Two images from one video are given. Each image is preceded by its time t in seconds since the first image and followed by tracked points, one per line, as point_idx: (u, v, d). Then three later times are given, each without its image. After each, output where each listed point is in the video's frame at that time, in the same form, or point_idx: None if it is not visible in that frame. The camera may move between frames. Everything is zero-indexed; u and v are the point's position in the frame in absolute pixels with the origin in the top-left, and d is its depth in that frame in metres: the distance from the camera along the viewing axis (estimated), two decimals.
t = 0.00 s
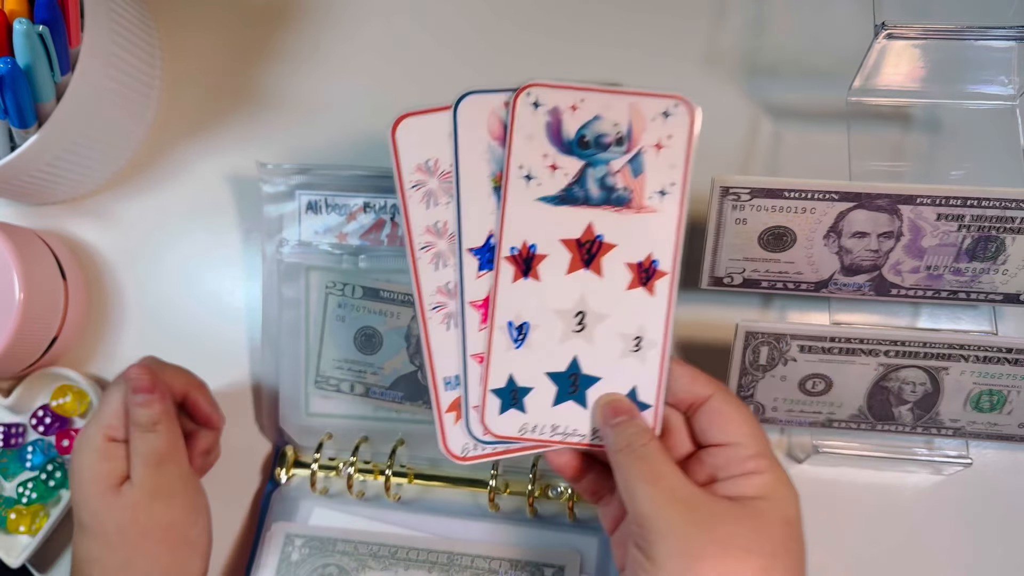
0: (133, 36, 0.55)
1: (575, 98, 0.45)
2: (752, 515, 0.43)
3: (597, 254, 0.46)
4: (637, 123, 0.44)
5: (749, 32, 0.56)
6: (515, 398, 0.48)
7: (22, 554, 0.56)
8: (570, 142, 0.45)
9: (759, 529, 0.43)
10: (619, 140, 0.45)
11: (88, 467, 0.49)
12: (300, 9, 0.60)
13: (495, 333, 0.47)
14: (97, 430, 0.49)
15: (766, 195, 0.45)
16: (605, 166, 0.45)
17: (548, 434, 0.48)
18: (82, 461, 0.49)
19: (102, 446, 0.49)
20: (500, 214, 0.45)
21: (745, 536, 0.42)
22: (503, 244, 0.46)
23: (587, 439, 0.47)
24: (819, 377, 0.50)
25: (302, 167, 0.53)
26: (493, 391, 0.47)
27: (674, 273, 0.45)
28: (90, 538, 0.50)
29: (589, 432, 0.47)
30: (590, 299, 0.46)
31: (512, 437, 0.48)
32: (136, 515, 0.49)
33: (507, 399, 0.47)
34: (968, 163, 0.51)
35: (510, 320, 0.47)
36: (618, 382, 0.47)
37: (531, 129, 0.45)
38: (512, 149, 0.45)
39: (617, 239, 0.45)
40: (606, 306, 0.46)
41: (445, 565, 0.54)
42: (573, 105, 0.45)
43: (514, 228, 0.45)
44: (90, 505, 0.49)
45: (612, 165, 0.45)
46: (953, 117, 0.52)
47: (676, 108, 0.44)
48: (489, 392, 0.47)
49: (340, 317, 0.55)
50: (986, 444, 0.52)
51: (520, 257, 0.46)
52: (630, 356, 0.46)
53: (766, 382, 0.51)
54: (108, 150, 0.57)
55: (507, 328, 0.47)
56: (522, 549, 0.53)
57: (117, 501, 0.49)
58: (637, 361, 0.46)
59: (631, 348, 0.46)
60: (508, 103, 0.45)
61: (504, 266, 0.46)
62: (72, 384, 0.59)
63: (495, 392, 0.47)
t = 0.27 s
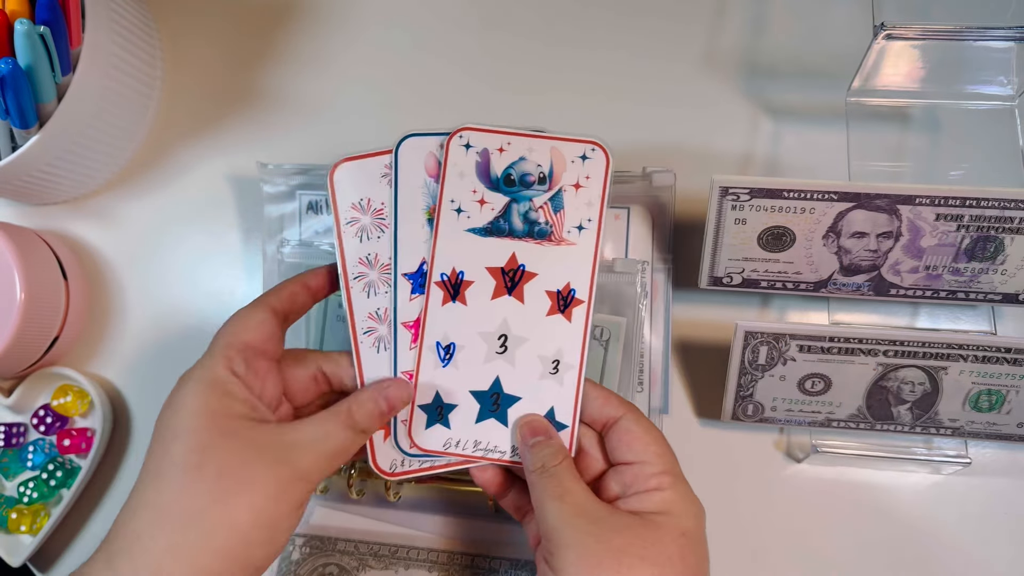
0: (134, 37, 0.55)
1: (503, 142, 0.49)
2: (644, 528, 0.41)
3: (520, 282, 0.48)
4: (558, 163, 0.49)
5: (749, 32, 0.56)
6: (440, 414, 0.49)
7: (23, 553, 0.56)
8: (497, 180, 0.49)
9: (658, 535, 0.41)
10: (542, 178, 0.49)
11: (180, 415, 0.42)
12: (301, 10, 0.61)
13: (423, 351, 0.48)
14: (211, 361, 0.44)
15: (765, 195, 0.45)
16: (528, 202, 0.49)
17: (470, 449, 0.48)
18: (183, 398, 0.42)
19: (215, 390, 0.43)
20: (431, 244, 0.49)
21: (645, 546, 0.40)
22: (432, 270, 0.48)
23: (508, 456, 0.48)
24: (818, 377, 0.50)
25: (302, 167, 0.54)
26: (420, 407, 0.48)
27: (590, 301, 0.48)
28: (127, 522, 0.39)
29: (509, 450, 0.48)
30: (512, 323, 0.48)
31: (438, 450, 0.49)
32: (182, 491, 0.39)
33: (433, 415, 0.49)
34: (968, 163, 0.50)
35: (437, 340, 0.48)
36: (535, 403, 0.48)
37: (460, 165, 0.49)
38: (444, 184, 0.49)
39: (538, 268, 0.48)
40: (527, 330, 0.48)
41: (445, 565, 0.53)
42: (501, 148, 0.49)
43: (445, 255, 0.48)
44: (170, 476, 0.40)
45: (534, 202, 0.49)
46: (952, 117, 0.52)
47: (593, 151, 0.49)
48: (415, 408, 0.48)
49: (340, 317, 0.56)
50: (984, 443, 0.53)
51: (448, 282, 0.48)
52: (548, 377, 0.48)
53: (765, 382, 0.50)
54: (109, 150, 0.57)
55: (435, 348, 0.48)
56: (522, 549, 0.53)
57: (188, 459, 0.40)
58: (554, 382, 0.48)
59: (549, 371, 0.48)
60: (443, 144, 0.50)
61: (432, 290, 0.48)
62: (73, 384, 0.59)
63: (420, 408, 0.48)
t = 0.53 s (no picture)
0: (134, 37, 0.55)
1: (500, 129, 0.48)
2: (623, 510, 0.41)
3: (521, 269, 0.48)
4: (555, 150, 0.47)
5: (749, 32, 0.56)
6: (448, 398, 0.49)
7: (23, 553, 0.56)
8: (496, 168, 0.48)
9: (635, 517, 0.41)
10: (540, 165, 0.47)
11: (211, 363, 0.46)
12: (301, 10, 0.61)
13: (430, 338, 0.49)
14: (245, 323, 0.48)
15: (765, 195, 0.45)
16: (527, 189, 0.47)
17: (477, 431, 0.49)
18: (216, 348, 0.47)
19: (244, 347, 0.47)
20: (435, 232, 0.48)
21: (618, 527, 0.41)
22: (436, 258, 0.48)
23: (514, 437, 0.49)
24: (818, 377, 0.50)
25: (303, 167, 0.54)
26: (430, 391, 0.49)
27: (589, 286, 0.48)
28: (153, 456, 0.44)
29: (515, 431, 0.49)
30: (513, 310, 0.48)
31: (444, 432, 0.50)
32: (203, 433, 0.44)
33: (440, 399, 0.49)
34: (968, 163, 0.50)
35: (443, 327, 0.48)
36: (539, 385, 0.49)
37: (460, 155, 0.48)
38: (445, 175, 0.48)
39: (538, 255, 0.48)
40: (528, 315, 0.48)
41: (445, 565, 0.53)
42: (497, 136, 0.48)
43: (450, 244, 0.48)
44: (196, 417, 0.44)
45: (533, 189, 0.48)
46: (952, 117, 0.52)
47: (590, 138, 0.47)
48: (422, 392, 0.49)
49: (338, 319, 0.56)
50: (984, 443, 0.53)
51: (451, 271, 0.48)
52: (550, 361, 0.48)
53: (765, 382, 0.50)
54: (110, 150, 0.57)
55: (441, 335, 0.48)
56: (522, 549, 0.53)
57: (213, 404, 0.45)
58: (555, 366, 0.48)
59: (551, 354, 0.48)
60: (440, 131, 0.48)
61: (437, 278, 0.48)
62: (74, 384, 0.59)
63: (427, 392, 0.49)
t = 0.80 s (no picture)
0: (134, 37, 0.55)
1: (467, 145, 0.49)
2: (589, 503, 0.41)
3: (496, 279, 0.49)
4: (520, 162, 0.48)
5: (749, 31, 0.56)
6: (436, 405, 0.50)
7: (23, 554, 0.56)
8: (465, 183, 0.49)
9: (599, 509, 0.41)
10: (507, 178, 0.49)
11: (220, 362, 0.45)
12: (301, 10, 0.61)
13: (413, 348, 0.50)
14: (255, 321, 0.47)
15: (765, 195, 0.45)
16: (496, 203, 0.49)
17: (467, 435, 0.50)
18: (225, 347, 0.46)
19: (256, 344, 0.46)
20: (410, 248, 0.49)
21: (587, 519, 0.41)
22: (413, 274, 0.49)
23: (503, 439, 0.50)
24: (818, 377, 0.50)
25: (303, 167, 0.53)
26: (416, 400, 0.50)
27: (565, 292, 0.48)
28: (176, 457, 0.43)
29: (503, 433, 0.50)
30: (492, 318, 0.49)
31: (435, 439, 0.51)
32: (226, 431, 0.43)
33: (429, 406, 0.50)
34: (967, 163, 0.50)
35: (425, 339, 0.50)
36: (523, 390, 0.49)
37: (430, 172, 0.49)
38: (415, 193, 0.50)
39: (512, 264, 0.48)
40: (507, 323, 0.49)
41: (445, 565, 0.54)
42: (465, 152, 0.49)
43: (426, 259, 0.49)
44: (216, 416, 0.43)
45: (502, 202, 0.49)
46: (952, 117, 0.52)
47: (554, 149, 0.48)
48: (412, 401, 0.50)
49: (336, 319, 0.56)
50: (984, 443, 0.53)
51: (430, 284, 0.49)
52: (531, 366, 0.49)
53: (765, 382, 0.50)
54: (110, 150, 0.57)
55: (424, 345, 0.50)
56: (522, 549, 0.53)
57: (232, 403, 0.43)
58: (537, 370, 0.49)
59: (532, 359, 0.49)
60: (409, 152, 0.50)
61: (416, 293, 0.49)
62: (73, 384, 0.59)
63: (417, 401, 0.50)
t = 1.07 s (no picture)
0: (134, 36, 0.55)
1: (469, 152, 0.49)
2: (574, 520, 0.42)
3: (500, 281, 0.49)
4: (522, 169, 0.49)
5: (749, 31, 0.56)
6: (440, 409, 0.50)
7: (23, 553, 0.56)
8: (468, 189, 0.49)
9: (583, 529, 0.41)
10: (509, 184, 0.49)
11: (227, 377, 0.45)
12: (301, 9, 0.61)
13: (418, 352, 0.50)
14: (261, 333, 0.48)
15: (765, 195, 0.45)
16: (499, 207, 0.49)
17: (472, 438, 0.50)
18: (232, 360, 0.46)
19: (264, 355, 0.47)
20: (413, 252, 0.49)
21: (571, 537, 0.41)
22: (418, 277, 0.49)
23: (508, 440, 0.50)
24: (818, 377, 0.50)
25: (304, 167, 0.53)
26: (420, 405, 0.50)
27: (566, 291, 0.49)
28: (187, 470, 0.43)
29: (508, 435, 0.50)
30: (496, 319, 0.49)
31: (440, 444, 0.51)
32: (235, 444, 0.43)
33: (434, 411, 0.50)
34: (967, 164, 0.51)
35: (430, 342, 0.50)
36: (527, 389, 0.50)
37: (433, 179, 0.49)
38: (418, 199, 0.49)
39: (515, 267, 0.49)
40: (511, 324, 0.49)
41: (445, 565, 0.54)
42: (467, 159, 0.49)
43: (429, 263, 0.49)
44: (224, 429, 0.43)
45: (505, 206, 0.49)
46: (952, 117, 0.52)
47: (554, 155, 0.48)
48: (416, 406, 0.50)
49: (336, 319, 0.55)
50: (984, 443, 0.53)
51: (435, 288, 0.49)
52: (535, 365, 0.49)
53: (765, 382, 0.50)
54: (110, 150, 0.57)
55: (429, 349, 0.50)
56: (522, 549, 0.53)
57: (241, 415, 0.44)
58: (541, 369, 0.49)
59: (535, 359, 0.49)
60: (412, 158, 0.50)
61: (420, 296, 0.49)
62: (74, 384, 0.59)
63: (422, 405, 0.50)
